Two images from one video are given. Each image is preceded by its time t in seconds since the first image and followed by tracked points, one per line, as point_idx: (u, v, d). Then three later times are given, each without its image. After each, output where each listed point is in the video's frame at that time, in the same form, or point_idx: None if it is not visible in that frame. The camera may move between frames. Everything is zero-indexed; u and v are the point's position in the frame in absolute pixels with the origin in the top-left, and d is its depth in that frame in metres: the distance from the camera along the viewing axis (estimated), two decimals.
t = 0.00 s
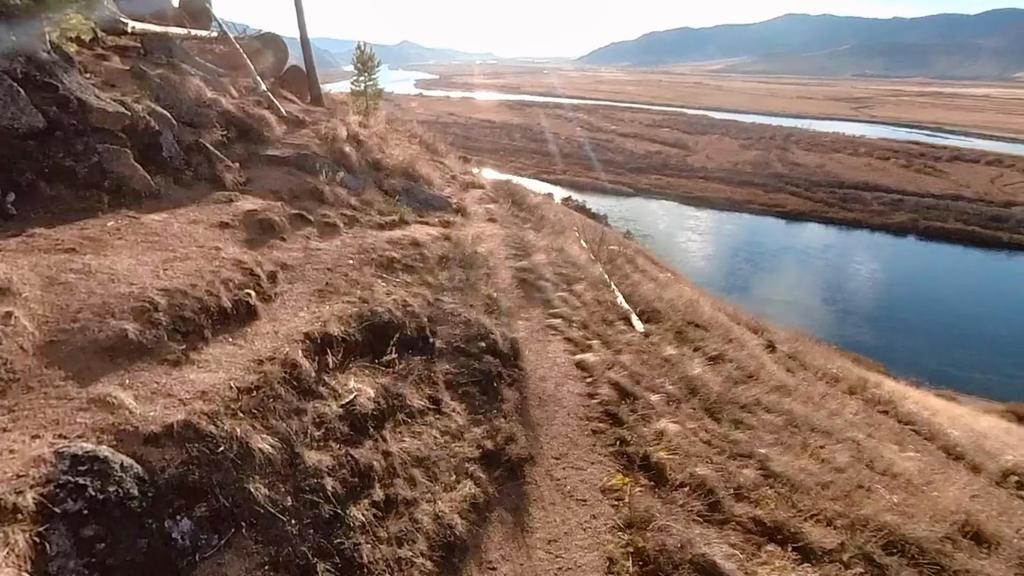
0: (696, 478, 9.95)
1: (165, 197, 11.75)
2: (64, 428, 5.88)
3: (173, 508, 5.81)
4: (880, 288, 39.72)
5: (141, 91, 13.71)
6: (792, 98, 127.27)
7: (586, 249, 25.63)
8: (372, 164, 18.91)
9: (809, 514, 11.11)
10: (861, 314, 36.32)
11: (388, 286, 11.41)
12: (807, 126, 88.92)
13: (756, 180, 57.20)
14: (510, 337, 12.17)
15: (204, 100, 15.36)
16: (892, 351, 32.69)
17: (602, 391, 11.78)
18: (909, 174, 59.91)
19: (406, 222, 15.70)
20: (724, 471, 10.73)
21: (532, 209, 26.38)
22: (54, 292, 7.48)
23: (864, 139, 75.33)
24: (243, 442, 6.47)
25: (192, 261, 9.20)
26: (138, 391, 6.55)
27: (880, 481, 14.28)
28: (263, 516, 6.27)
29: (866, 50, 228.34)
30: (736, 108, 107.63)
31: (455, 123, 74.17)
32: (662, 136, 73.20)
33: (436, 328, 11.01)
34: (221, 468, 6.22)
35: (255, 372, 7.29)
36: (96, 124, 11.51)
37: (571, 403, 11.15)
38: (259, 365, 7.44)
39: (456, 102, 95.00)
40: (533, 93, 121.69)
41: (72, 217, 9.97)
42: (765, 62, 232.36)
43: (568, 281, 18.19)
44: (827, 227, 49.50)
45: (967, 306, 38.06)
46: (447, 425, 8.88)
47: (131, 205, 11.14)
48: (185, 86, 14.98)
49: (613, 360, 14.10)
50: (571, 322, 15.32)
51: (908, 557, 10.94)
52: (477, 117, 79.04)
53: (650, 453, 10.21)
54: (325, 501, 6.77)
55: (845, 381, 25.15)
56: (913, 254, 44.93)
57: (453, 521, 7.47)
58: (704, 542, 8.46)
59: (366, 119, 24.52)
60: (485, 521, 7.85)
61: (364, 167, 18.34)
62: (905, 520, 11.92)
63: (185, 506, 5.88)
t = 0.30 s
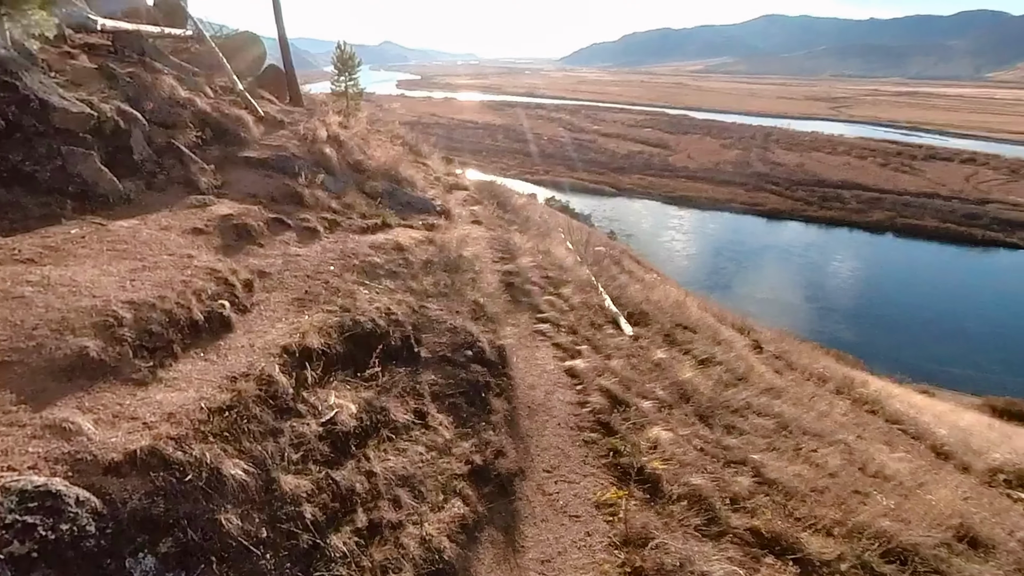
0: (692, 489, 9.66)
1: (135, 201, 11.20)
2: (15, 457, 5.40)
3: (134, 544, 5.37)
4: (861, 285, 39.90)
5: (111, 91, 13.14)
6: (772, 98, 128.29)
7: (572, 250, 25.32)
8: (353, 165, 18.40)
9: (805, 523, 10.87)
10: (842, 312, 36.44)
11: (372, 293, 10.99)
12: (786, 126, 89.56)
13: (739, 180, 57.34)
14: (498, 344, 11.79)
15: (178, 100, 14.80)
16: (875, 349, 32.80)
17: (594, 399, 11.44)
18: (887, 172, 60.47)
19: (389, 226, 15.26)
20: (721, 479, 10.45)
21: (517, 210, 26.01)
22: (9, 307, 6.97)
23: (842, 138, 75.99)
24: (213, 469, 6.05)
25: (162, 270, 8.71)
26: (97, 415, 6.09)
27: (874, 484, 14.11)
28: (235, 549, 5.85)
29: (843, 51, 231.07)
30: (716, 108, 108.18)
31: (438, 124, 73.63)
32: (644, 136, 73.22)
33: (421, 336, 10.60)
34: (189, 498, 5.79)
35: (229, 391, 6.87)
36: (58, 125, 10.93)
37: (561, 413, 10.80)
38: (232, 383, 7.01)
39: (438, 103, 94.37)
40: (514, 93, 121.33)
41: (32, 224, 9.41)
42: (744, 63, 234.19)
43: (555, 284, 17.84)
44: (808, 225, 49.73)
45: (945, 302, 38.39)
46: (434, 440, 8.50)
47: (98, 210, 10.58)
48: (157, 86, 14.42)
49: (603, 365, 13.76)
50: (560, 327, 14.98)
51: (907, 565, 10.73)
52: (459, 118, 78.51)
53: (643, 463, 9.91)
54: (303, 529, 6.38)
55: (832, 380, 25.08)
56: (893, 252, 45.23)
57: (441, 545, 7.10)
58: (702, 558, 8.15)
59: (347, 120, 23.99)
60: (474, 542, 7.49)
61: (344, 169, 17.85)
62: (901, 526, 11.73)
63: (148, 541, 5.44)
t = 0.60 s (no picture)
0: (680, 500, 9.39)
1: (97, 207, 10.71)
2: None
3: None
4: (842, 283, 40.13)
5: (73, 92, 12.63)
6: (751, 98, 129.30)
7: (555, 252, 25.03)
8: (330, 167, 17.96)
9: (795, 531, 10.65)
10: (822, 309, 36.59)
11: (349, 301, 10.60)
12: (766, 125, 90.12)
13: (720, 179, 57.50)
14: (480, 351, 11.46)
15: (145, 101, 14.28)
16: (856, 346, 32.93)
17: (579, 407, 11.13)
18: (865, 171, 61.02)
19: (367, 230, 14.85)
20: (710, 487, 10.20)
21: (499, 212, 25.68)
22: None
23: (821, 137, 76.61)
24: (170, 498, 5.69)
25: (122, 280, 8.28)
26: (43, 441, 5.71)
27: (861, 487, 13.98)
28: None
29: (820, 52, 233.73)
30: (697, 108, 108.68)
31: (419, 125, 73.15)
32: (625, 136, 73.26)
33: (399, 345, 10.23)
34: (142, 531, 5.42)
35: (190, 412, 6.50)
36: (14, 127, 10.42)
37: (546, 422, 10.47)
38: (193, 402, 6.64)
39: (418, 103, 93.83)
40: (496, 94, 121.11)
41: None
42: (724, 63, 236.13)
43: (538, 288, 17.53)
44: (788, 224, 49.98)
45: (923, 297, 38.74)
46: (413, 455, 8.14)
47: (56, 216, 10.08)
48: (123, 86, 13.89)
49: (588, 370, 13.47)
50: (543, 332, 14.66)
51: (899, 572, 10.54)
52: (440, 119, 78.05)
53: (630, 473, 9.62)
54: (269, 560, 6.02)
55: (816, 380, 25.05)
56: (873, 249, 45.58)
57: (419, 568, 6.75)
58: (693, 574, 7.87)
59: (324, 121, 23.50)
60: (455, 563, 7.15)
61: (321, 171, 17.38)
62: (892, 531, 11.55)
63: None
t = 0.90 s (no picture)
0: (672, 513, 9.15)
1: (61, 214, 10.23)
2: None
3: None
4: (823, 280, 40.32)
5: (37, 95, 12.12)
6: (731, 98, 130.29)
7: (541, 254, 24.72)
8: (310, 170, 17.51)
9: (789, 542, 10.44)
10: (803, 307, 36.73)
11: (329, 311, 10.23)
12: (746, 125, 90.65)
13: (703, 179, 57.62)
14: (465, 360, 11.12)
15: (115, 103, 13.77)
16: (838, 343, 33.07)
17: (568, 416, 10.83)
18: (844, 170, 61.52)
19: (348, 235, 14.46)
20: (703, 498, 9.96)
21: (483, 214, 25.35)
22: None
23: (801, 137, 77.19)
24: (133, 533, 5.35)
25: (85, 294, 7.88)
26: None
27: (852, 492, 13.88)
28: None
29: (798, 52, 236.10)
30: (678, 108, 109.09)
31: (401, 125, 72.51)
32: (608, 137, 73.24)
33: (382, 356, 9.87)
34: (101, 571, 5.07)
35: (155, 437, 6.13)
36: None
37: (534, 433, 10.15)
38: (159, 426, 6.28)
39: (400, 104, 93.06)
40: (478, 94, 120.55)
41: None
42: (704, 64, 237.73)
43: (524, 292, 17.22)
44: (769, 222, 50.18)
45: (903, 294, 39.06)
46: (396, 474, 7.79)
47: (17, 225, 9.60)
48: (90, 88, 13.37)
49: (576, 377, 13.18)
50: (530, 339, 14.37)
51: None
52: (422, 119, 77.38)
53: (621, 486, 9.36)
54: None
55: (802, 381, 25.02)
56: (852, 247, 45.87)
57: None
58: None
59: (304, 123, 23.00)
60: None
61: (301, 175, 16.93)
62: (886, 538, 11.40)
63: None
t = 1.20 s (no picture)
0: (673, 523, 8.86)
1: (27, 218, 9.69)
2: None
3: None
4: (805, 278, 40.47)
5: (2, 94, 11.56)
6: (712, 98, 131.24)
7: (527, 255, 24.37)
8: (291, 171, 17.02)
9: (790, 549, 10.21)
10: (786, 304, 36.84)
11: (314, 317, 9.81)
12: (727, 125, 91.12)
13: (686, 178, 57.69)
14: (455, 367, 10.74)
15: (86, 101, 13.22)
16: (822, 340, 33.12)
17: (562, 423, 10.49)
18: (824, 169, 62.00)
19: (331, 238, 14.01)
20: (702, 506, 9.68)
21: (469, 215, 24.96)
22: None
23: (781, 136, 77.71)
24: (99, 567, 4.97)
25: (50, 304, 7.43)
26: None
27: (848, 494, 13.72)
28: None
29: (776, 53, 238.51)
30: (659, 108, 109.43)
31: (383, 126, 71.85)
32: (590, 137, 73.15)
33: (369, 364, 9.47)
34: None
35: (125, 458, 5.75)
36: None
37: (528, 441, 9.81)
38: (129, 446, 5.90)
39: (381, 104, 92.23)
40: (460, 95, 119.89)
41: None
42: (684, 65, 239.54)
43: (513, 294, 16.85)
44: (751, 221, 50.36)
45: (883, 290, 39.36)
46: (385, 490, 7.41)
47: None
48: (59, 87, 12.81)
49: (569, 381, 12.85)
50: (520, 342, 14.02)
51: None
52: (403, 119, 76.69)
53: (618, 496, 9.07)
54: None
55: (791, 380, 24.94)
56: (833, 245, 46.16)
57: None
58: None
59: (284, 122, 22.42)
60: None
61: (282, 176, 16.43)
62: (885, 542, 11.24)
63: None
